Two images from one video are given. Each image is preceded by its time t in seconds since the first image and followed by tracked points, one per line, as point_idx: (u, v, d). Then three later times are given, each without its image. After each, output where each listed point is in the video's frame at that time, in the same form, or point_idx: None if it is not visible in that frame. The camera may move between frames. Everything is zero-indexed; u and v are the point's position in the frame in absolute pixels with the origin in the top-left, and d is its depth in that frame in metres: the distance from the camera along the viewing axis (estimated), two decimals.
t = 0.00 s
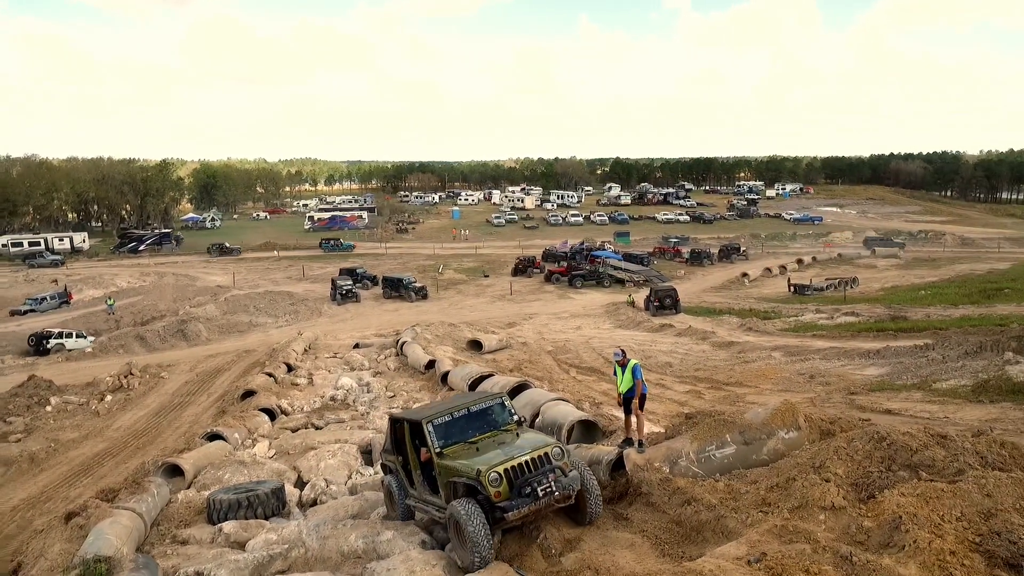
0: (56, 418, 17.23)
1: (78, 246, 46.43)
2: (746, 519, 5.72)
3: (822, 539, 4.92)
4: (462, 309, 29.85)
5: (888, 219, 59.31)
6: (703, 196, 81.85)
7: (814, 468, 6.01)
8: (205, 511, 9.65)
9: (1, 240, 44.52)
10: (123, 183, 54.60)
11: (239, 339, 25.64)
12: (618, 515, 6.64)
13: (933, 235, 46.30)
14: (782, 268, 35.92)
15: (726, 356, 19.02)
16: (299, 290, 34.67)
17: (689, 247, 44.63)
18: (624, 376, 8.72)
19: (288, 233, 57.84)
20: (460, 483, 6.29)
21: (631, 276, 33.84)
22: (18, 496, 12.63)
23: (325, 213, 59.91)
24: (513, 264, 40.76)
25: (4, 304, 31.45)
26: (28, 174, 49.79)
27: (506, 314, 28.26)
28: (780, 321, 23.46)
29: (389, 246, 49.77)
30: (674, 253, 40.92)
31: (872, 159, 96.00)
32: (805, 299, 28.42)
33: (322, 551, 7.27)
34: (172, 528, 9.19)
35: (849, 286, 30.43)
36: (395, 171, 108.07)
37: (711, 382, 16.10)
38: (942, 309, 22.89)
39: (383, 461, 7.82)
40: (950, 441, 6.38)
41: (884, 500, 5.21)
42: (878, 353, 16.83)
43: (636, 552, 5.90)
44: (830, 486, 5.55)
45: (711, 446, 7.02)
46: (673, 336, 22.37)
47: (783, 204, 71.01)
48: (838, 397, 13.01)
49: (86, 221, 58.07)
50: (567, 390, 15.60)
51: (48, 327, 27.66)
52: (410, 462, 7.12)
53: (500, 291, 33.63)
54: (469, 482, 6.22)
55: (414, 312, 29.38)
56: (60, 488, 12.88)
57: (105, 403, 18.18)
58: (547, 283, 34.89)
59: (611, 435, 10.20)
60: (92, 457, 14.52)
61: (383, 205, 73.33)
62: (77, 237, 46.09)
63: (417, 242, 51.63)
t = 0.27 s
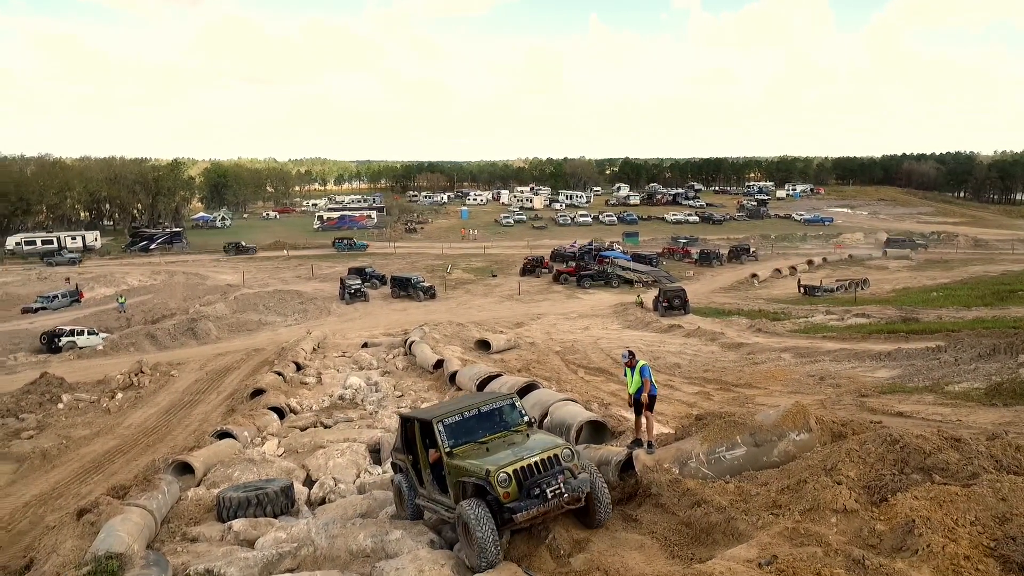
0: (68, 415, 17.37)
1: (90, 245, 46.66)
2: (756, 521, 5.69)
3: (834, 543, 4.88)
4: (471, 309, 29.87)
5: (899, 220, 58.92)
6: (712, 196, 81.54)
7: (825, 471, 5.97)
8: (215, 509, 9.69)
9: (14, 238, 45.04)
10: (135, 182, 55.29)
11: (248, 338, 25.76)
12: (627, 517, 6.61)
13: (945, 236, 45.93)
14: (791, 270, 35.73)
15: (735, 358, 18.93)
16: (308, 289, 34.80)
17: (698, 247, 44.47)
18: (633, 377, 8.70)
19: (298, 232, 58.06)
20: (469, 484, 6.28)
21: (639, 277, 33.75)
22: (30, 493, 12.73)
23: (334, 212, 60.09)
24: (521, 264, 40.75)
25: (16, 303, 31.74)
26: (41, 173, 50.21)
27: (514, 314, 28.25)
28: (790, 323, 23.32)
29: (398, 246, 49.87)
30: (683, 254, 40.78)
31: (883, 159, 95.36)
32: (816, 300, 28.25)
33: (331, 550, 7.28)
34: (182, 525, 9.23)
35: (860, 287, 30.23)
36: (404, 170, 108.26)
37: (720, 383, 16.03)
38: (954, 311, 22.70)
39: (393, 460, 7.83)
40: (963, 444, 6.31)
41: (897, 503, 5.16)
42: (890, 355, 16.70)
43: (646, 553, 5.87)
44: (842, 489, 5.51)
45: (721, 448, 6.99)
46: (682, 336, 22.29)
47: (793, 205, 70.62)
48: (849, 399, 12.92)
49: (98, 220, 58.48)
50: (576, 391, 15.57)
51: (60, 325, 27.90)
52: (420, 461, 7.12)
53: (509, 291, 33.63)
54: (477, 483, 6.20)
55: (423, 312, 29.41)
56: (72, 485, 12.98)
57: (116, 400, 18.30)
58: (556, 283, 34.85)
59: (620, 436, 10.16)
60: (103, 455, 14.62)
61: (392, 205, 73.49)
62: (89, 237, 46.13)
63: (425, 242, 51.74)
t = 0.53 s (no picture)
0: (67, 414, 17.34)
1: (90, 245, 46.63)
2: (759, 524, 5.67)
3: (838, 545, 4.86)
4: (470, 309, 29.85)
5: (899, 220, 58.94)
6: (711, 196, 81.54)
7: (829, 473, 5.95)
8: (214, 510, 9.66)
9: (13, 238, 44.96)
10: (134, 181, 55.14)
11: (247, 338, 25.73)
12: (629, 518, 6.59)
13: (944, 237, 45.94)
14: (791, 270, 35.73)
15: (735, 358, 18.92)
16: (308, 288, 34.79)
17: (698, 247, 44.46)
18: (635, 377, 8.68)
19: (297, 232, 58.00)
20: (472, 485, 6.25)
21: (639, 277, 33.74)
22: (28, 493, 12.70)
23: (333, 212, 60.04)
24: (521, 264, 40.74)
25: (14, 302, 31.70)
26: (40, 172, 50.15)
27: (514, 314, 28.22)
28: (790, 323, 23.32)
29: (397, 246, 49.84)
30: (683, 254, 40.77)
31: (883, 160, 95.39)
32: (815, 300, 28.24)
33: (331, 551, 7.25)
34: (181, 527, 9.20)
35: (860, 287, 30.22)
36: (403, 170, 108.17)
37: (720, 384, 16.01)
38: (954, 311, 22.68)
39: (394, 460, 7.80)
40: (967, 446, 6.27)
41: (901, 505, 5.13)
42: (890, 355, 16.69)
43: (648, 556, 5.85)
44: (846, 491, 5.48)
45: (723, 449, 6.97)
46: (682, 337, 22.26)
47: (792, 205, 70.67)
48: (850, 399, 12.90)
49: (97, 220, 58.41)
50: (576, 391, 15.55)
51: (59, 325, 27.87)
52: (423, 461, 7.08)
53: (508, 290, 33.59)
54: (481, 485, 6.17)
55: (422, 311, 29.38)
56: (71, 485, 12.95)
57: (115, 400, 18.27)
58: (555, 283, 34.83)
59: (621, 436, 10.14)
60: (102, 455, 14.59)
61: (391, 204, 73.46)
62: (88, 236, 46.11)
63: (425, 241, 51.70)
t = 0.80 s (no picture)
0: (65, 413, 17.29)
1: (88, 243, 46.57)
2: (762, 526, 5.62)
3: (842, 547, 4.80)
4: (469, 307, 29.80)
5: (898, 219, 58.92)
6: (711, 195, 81.49)
7: (832, 474, 5.90)
8: (212, 510, 9.61)
9: (12, 236, 44.90)
10: (133, 180, 54.94)
11: (246, 337, 25.66)
12: (630, 519, 6.53)
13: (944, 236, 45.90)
14: (791, 269, 35.69)
15: (735, 357, 18.87)
16: (307, 287, 34.75)
17: (697, 246, 44.42)
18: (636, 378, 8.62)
19: (297, 231, 57.93)
20: (472, 486, 6.20)
21: (638, 276, 33.70)
22: (26, 492, 12.65)
23: (333, 210, 59.98)
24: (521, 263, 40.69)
25: (13, 301, 31.65)
26: (39, 171, 50.11)
27: (514, 313, 28.18)
28: (790, 322, 23.27)
29: (397, 244, 49.79)
30: (683, 253, 40.73)
31: (882, 159, 95.37)
32: (815, 299, 28.19)
33: (329, 552, 7.20)
34: (179, 526, 9.15)
35: (859, 286, 30.17)
36: (402, 169, 108.06)
37: (720, 383, 15.97)
38: (954, 310, 22.64)
39: (393, 458, 7.76)
40: (971, 447, 6.23)
41: (906, 507, 5.08)
42: (890, 354, 16.65)
43: (649, 557, 5.79)
44: (850, 493, 5.43)
45: (724, 450, 6.91)
46: (681, 336, 22.22)
47: (792, 204, 70.69)
48: (851, 399, 12.86)
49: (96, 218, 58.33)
50: (576, 390, 15.50)
51: (58, 324, 27.81)
52: (422, 461, 7.03)
53: (508, 289, 33.56)
54: (481, 486, 6.11)
55: (422, 310, 29.33)
56: (69, 484, 12.91)
57: (113, 399, 18.22)
58: (555, 282, 34.79)
59: (621, 436, 10.09)
60: (101, 453, 14.54)
61: (391, 203, 73.41)
62: (87, 234, 46.10)
63: (424, 240, 51.66)
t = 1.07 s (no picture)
0: (65, 392, 17.32)
1: (86, 224, 46.42)
2: (761, 505, 5.61)
3: (841, 527, 4.79)
4: (469, 288, 29.75)
5: (900, 200, 58.67)
6: (712, 176, 81.06)
7: (832, 454, 5.88)
8: (213, 488, 9.62)
9: (10, 216, 44.73)
10: (131, 160, 54.37)
11: (246, 316, 25.66)
12: (629, 498, 6.53)
13: (945, 217, 45.71)
14: (791, 250, 35.58)
15: (735, 337, 18.86)
16: (306, 268, 34.68)
17: (698, 227, 44.25)
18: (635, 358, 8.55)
19: (295, 211, 57.67)
20: (472, 467, 6.18)
21: (638, 257, 33.60)
22: (28, 470, 12.69)
23: (331, 191, 59.68)
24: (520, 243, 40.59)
25: (12, 281, 31.62)
26: (36, 152, 49.82)
27: (513, 293, 28.14)
28: (790, 303, 23.23)
29: (396, 225, 49.60)
30: (683, 233, 40.63)
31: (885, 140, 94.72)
32: (815, 280, 28.12)
33: (328, 530, 7.21)
34: (179, 504, 9.17)
35: (860, 267, 30.08)
36: (401, 149, 107.38)
37: (719, 363, 15.98)
38: (955, 291, 22.58)
39: (393, 438, 7.75)
40: (971, 427, 6.21)
41: (905, 487, 5.06)
42: (890, 335, 16.63)
43: (647, 536, 5.79)
44: (849, 473, 5.41)
45: (724, 429, 6.89)
46: (681, 316, 22.19)
47: (792, 185, 70.43)
48: (850, 379, 12.86)
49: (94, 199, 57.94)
50: (575, 370, 15.51)
51: (57, 303, 27.80)
52: (421, 441, 7.02)
53: (507, 270, 33.49)
54: (480, 468, 6.10)
55: (421, 291, 29.29)
56: (70, 462, 12.94)
57: (114, 378, 18.24)
58: (554, 262, 34.71)
59: (621, 415, 10.09)
60: (101, 432, 14.58)
61: (390, 183, 73.12)
62: (85, 214, 45.95)
63: (424, 221, 51.48)
